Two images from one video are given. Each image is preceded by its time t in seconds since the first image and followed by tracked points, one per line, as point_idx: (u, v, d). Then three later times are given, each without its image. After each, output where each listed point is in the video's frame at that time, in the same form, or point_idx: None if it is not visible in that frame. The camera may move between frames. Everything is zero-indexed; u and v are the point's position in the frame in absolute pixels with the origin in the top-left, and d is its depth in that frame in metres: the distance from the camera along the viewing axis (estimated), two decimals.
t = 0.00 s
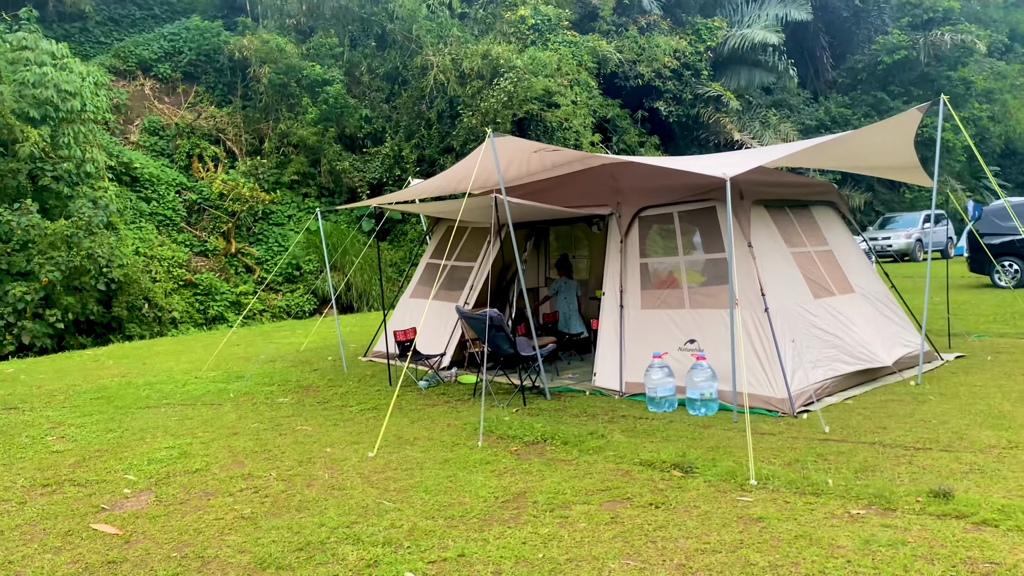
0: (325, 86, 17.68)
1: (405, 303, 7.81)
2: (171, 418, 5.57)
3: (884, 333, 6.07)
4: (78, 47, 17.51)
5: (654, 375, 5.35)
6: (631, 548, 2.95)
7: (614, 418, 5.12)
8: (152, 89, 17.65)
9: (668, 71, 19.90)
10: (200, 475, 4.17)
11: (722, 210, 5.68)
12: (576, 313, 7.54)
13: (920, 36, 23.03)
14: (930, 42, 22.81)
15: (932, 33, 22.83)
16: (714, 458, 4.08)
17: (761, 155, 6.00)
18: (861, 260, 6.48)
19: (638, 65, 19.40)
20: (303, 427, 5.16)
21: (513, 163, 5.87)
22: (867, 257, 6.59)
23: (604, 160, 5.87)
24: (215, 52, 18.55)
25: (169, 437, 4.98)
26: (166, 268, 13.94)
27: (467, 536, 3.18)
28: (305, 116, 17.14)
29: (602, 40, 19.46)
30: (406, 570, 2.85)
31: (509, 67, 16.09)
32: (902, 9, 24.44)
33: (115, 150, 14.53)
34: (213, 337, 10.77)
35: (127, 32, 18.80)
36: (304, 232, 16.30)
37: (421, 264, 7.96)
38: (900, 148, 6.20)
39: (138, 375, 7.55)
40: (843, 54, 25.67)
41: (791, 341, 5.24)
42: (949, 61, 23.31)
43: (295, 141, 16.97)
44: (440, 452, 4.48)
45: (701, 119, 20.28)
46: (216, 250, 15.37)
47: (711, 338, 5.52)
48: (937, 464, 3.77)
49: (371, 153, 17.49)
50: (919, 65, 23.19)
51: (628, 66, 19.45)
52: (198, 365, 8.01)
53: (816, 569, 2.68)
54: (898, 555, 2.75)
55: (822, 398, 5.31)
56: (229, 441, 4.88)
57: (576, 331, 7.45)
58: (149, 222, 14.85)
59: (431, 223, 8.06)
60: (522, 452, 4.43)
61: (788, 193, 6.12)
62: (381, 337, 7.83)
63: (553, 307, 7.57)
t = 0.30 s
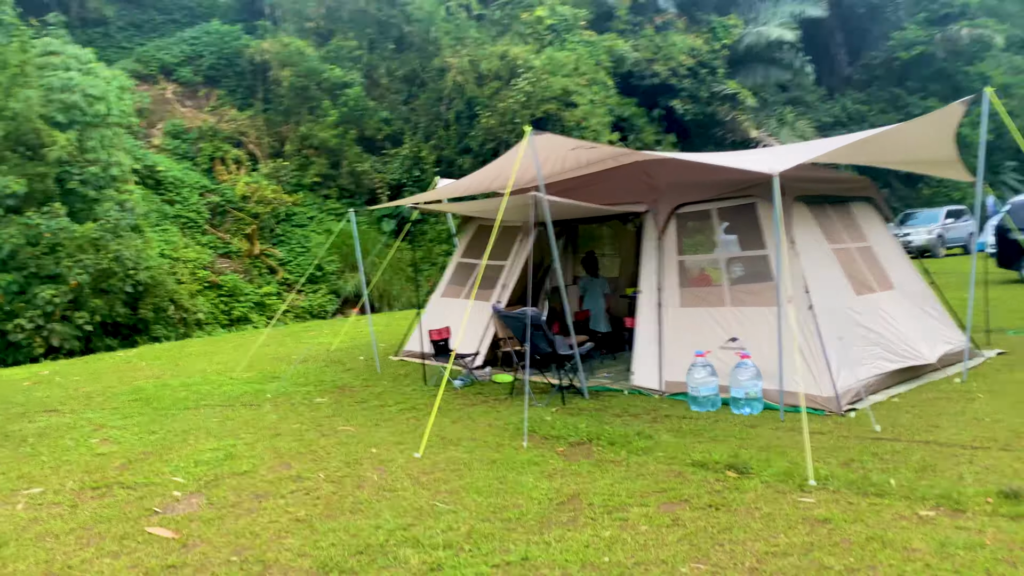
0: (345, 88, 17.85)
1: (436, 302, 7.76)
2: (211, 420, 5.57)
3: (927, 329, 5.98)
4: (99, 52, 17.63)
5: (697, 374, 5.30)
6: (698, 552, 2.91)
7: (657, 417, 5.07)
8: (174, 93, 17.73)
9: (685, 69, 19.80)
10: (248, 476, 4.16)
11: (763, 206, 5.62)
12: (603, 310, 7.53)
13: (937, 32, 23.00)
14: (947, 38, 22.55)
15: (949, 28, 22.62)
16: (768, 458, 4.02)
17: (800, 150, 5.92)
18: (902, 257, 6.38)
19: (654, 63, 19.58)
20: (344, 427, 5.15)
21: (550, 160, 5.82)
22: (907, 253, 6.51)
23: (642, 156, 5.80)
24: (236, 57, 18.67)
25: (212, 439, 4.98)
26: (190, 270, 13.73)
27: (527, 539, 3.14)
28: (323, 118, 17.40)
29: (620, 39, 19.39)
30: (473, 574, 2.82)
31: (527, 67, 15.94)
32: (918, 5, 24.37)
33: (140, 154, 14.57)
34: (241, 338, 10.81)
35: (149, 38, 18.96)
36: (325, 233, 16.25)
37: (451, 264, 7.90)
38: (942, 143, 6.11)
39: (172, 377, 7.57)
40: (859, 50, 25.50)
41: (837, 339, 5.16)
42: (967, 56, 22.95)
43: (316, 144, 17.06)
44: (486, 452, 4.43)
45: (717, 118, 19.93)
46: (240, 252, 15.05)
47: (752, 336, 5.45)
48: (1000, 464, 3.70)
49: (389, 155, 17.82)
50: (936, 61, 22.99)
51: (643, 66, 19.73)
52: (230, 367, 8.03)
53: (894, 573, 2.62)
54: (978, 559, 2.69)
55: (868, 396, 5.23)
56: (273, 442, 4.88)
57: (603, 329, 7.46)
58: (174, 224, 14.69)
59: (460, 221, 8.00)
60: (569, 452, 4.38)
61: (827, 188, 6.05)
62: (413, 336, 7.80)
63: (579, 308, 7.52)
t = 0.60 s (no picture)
0: (361, 105, 17.52)
1: (461, 321, 7.67)
2: (238, 440, 5.47)
3: (970, 355, 5.85)
4: (117, 67, 17.56)
5: (737, 400, 5.24)
6: None
7: (697, 443, 4.95)
8: (190, 109, 17.66)
9: (701, 88, 19.47)
10: (281, 501, 4.05)
11: (803, 226, 5.57)
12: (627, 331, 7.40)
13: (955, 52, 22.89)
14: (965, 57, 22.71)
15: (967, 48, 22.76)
16: (819, 487, 3.89)
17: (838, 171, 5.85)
18: (942, 280, 6.27)
19: (670, 82, 19.22)
20: (376, 450, 5.04)
21: (584, 179, 5.75)
22: (946, 276, 6.39)
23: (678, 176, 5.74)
24: (252, 72, 18.52)
25: (242, 461, 4.87)
26: (206, 285, 13.70)
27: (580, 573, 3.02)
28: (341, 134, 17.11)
29: (636, 57, 19.33)
30: None
31: (544, 85, 15.94)
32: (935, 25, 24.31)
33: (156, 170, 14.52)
34: (258, 356, 10.69)
35: (166, 53, 18.82)
36: (339, 249, 16.14)
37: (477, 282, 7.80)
38: (982, 162, 6.07)
39: (194, 395, 7.47)
40: (875, 70, 25.40)
41: (881, 363, 5.06)
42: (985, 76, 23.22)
43: (332, 160, 16.86)
44: (525, 478, 4.31)
45: (733, 136, 19.88)
46: (255, 268, 15.14)
47: (793, 360, 5.35)
48: None
49: (405, 171, 17.47)
50: (954, 80, 22.98)
51: (659, 82, 19.35)
52: (252, 385, 7.93)
53: None
54: None
55: (913, 422, 5.11)
56: (304, 465, 4.78)
57: (626, 350, 7.30)
58: (189, 240, 14.69)
59: (486, 240, 7.94)
60: (610, 480, 4.26)
61: (865, 209, 5.96)
62: (438, 356, 7.70)
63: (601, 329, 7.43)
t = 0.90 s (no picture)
0: (343, 115, 17.37)
1: (452, 333, 7.58)
2: (229, 453, 5.36)
3: (963, 368, 5.89)
4: (95, 74, 17.14)
5: (735, 412, 5.23)
6: None
7: (697, 456, 4.92)
8: (169, 116, 17.34)
9: (681, 102, 19.63)
10: (280, 516, 3.96)
11: (800, 239, 5.58)
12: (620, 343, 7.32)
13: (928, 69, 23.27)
14: (938, 75, 23.12)
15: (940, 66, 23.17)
16: (825, 501, 3.87)
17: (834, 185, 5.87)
18: (933, 293, 6.31)
19: (650, 96, 19.40)
20: (372, 463, 4.96)
21: (582, 189, 5.72)
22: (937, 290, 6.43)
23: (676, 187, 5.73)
24: (232, 80, 18.14)
25: (234, 474, 4.76)
26: (184, 295, 13.44)
27: None
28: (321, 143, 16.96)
29: (617, 70, 19.40)
30: None
31: (527, 98, 16.04)
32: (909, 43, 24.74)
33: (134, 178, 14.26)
34: (240, 368, 10.52)
35: (145, 61, 18.40)
36: (319, 259, 15.94)
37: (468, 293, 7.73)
38: (974, 177, 6.14)
39: (179, 407, 7.32)
40: (850, 87, 25.70)
41: (879, 376, 5.07)
42: (957, 93, 23.70)
43: (313, 170, 16.63)
44: (528, 492, 4.25)
45: (712, 150, 19.98)
46: (234, 278, 14.88)
47: (790, 372, 5.35)
48: None
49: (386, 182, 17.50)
50: (927, 97, 23.44)
51: (639, 97, 19.61)
52: (237, 397, 7.79)
53: None
54: None
55: (910, 434, 5.12)
56: (300, 478, 4.68)
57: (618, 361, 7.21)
58: (167, 249, 14.42)
59: (477, 252, 7.85)
60: (613, 493, 4.22)
61: (860, 223, 5.99)
62: (429, 368, 7.61)
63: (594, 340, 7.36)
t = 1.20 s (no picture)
0: (296, 117, 16.72)
1: (418, 335, 7.52)
2: (194, 460, 5.19)
3: (924, 369, 6.03)
4: (38, 71, 15.93)
5: (708, 413, 5.23)
6: None
7: (671, 458, 4.93)
8: (115, 116, 16.39)
9: (634, 109, 20.04)
10: (254, 524, 3.84)
11: (768, 242, 5.65)
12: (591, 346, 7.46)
13: (872, 80, 23.88)
14: (883, 87, 23.57)
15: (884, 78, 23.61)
16: (805, 501, 3.91)
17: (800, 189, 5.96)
18: (894, 296, 6.44)
19: (605, 103, 19.55)
20: (344, 468, 4.85)
21: (554, 191, 5.71)
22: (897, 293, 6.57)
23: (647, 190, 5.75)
24: (181, 79, 17.30)
25: (202, 482, 4.61)
26: (131, 299, 12.82)
27: None
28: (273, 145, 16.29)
29: (572, 76, 19.46)
30: None
31: (485, 101, 16.00)
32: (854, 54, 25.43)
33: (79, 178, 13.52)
34: (194, 373, 10.23)
35: (90, 59, 17.19)
36: (271, 262, 15.47)
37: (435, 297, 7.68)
38: (933, 182, 6.31)
39: (135, 414, 7.07)
40: (797, 96, 26.25)
41: (848, 378, 5.15)
42: (899, 104, 24.42)
43: (264, 172, 15.94)
44: (507, 496, 4.21)
45: (664, 157, 20.22)
46: (183, 282, 14.18)
47: (760, 374, 5.40)
48: None
49: (340, 184, 17.10)
50: (870, 108, 24.13)
51: (594, 104, 19.72)
52: (195, 403, 7.57)
53: None
54: None
55: (878, 435, 5.21)
56: (272, 485, 4.55)
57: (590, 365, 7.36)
58: (114, 252, 13.72)
59: (444, 255, 7.81)
60: (593, 495, 4.20)
61: (824, 226, 6.10)
62: (395, 372, 7.53)
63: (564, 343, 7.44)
